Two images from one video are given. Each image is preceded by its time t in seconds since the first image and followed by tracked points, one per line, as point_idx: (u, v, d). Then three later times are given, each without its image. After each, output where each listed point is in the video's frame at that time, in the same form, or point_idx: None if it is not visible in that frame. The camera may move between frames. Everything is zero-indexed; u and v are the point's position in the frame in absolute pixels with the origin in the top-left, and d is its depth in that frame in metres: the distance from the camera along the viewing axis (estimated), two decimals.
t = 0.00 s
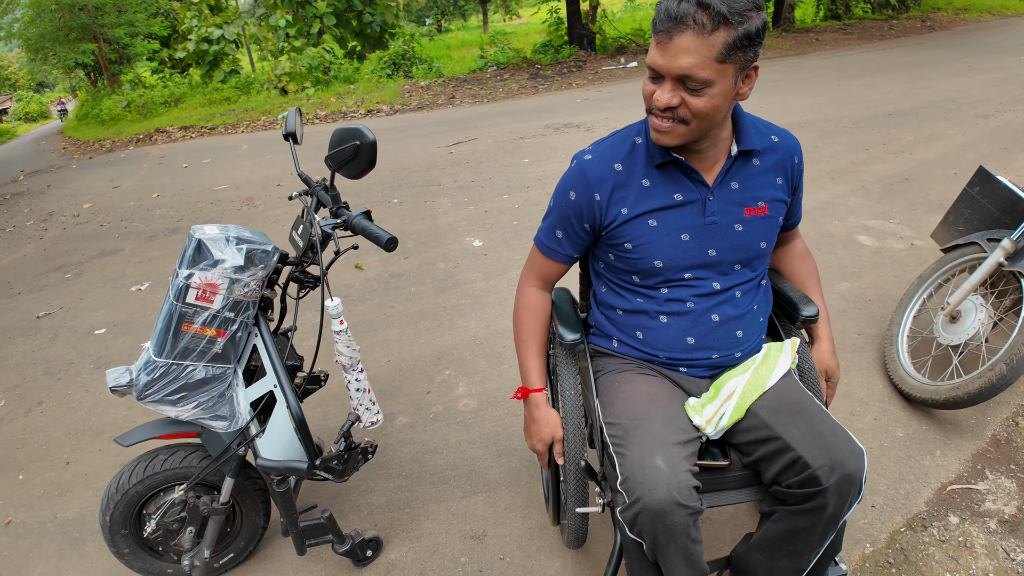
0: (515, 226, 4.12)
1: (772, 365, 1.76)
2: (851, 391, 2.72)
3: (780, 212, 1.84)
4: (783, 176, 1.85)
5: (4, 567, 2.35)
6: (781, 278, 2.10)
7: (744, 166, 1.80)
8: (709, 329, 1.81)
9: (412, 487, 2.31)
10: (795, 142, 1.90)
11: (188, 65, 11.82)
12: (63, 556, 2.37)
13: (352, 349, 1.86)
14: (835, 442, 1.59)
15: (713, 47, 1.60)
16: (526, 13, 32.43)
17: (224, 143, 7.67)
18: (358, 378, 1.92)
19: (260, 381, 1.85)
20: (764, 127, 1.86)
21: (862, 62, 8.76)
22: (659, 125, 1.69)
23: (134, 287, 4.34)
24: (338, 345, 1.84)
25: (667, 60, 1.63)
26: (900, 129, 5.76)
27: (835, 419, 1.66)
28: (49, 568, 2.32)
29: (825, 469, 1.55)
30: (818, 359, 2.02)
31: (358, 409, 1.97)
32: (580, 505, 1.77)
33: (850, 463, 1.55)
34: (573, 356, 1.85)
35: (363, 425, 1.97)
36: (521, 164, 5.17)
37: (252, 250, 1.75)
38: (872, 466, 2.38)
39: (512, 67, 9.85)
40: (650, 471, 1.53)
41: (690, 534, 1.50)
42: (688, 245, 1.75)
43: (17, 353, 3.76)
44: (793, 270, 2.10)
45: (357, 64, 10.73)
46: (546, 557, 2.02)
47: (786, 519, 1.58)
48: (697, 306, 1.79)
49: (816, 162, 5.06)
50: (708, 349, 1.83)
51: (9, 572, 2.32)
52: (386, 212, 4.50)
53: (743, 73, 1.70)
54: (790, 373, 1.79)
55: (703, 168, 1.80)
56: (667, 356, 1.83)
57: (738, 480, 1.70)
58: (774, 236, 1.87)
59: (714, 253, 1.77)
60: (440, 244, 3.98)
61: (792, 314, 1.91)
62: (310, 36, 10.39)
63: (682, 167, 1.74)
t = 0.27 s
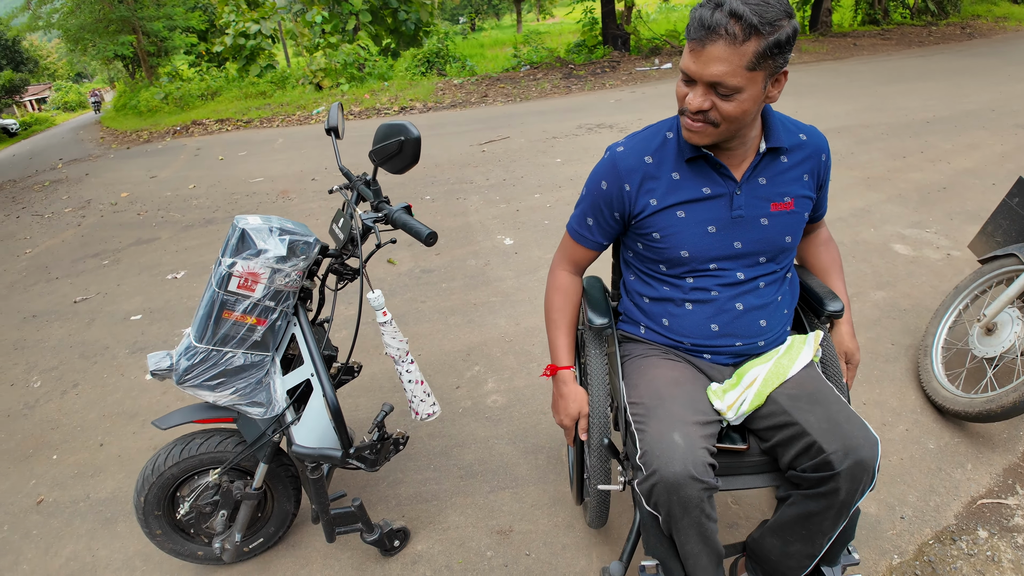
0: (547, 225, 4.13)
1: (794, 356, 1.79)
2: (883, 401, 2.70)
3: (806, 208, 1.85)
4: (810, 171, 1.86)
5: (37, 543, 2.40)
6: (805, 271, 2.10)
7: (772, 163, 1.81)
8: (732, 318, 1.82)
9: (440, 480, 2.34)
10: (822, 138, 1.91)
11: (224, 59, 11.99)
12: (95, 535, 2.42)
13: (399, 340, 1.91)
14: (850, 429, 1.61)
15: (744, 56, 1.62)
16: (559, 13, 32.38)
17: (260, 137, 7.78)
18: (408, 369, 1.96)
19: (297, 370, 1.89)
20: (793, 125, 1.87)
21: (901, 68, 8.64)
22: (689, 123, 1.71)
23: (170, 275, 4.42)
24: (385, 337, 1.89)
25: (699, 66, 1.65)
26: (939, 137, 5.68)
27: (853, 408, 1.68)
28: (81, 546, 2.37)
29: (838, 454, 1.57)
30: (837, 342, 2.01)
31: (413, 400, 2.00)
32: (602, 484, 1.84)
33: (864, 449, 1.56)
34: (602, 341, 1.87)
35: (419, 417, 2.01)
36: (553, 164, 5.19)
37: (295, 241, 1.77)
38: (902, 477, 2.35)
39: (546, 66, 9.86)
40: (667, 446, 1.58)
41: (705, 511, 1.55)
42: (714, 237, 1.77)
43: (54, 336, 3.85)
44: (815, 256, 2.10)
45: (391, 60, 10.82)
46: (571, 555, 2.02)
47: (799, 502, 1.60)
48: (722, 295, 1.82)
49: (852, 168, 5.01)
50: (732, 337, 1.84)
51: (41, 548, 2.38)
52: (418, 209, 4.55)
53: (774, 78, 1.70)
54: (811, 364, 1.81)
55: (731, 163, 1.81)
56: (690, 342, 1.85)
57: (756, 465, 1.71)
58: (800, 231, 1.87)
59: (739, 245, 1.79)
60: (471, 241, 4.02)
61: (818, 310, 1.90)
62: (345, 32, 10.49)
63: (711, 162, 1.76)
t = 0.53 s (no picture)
0: (580, 226, 4.13)
1: (818, 351, 1.77)
2: (916, 417, 2.65)
3: (838, 209, 1.84)
4: (844, 172, 1.84)
5: (68, 518, 2.46)
6: (833, 267, 2.08)
7: (805, 163, 1.80)
8: (759, 313, 1.83)
9: (466, 474, 2.36)
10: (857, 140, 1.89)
11: (266, 51, 12.17)
12: (124, 512, 2.47)
13: (429, 335, 1.92)
14: (867, 423, 1.60)
15: (781, 60, 1.62)
16: (600, 15, 32.26)
17: (299, 129, 7.88)
18: (435, 364, 1.97)
19: (332, 358, 1.92)
20: (828, 127, 1.85)
21: (947, 79, 8.47)
22: (724, 124, 1.72)
23: (207, 261, 4.50)
24: (415, 331, 1.90)
25: (736, 69, 1.65)
26: (984, 150, 5.55)
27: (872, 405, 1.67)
28: (110, 522, 2.42)
29: (853, 447, 1.56)
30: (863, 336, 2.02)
31: (436, 395, 2.01)
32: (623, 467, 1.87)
33: (879, 444, 1.56)
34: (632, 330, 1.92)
35: (441, 412, 2.02)
36: (588, 165, 5.19)
37: (336, 232, 1.80)
38: (933, 495, 2.29)
39: (584, 67, 9.85)
40: (684, 428, 1.61)
41: (718, 494, 1.57)
42: (746, 233, 1.78)
43: (94, 317, 3.95)
44: (845, 253, 2.07)
45: (431, 57, 10.88)
46: (594, 556, 2.02)
47: (813, 494, 1.60)
48: (750, 289, 1.83)
49: (893, 180, 4.94)
50: (759, 331, 1.85)
51: (72, 523, 2.43)
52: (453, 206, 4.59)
53: (810, 80, 1.70)
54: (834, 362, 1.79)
55: (764, 162, 1.80)
56: (717, 335, 1.87)
57: (775, 457, 1.71)
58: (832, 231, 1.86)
59: (769, 241, 1.79)
60: (504, 239, 4.04)
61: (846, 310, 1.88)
62: (386, 28, 10.59)
63: (745, 160, 1.77)
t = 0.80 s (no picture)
0: (602, 228, 4.13)
1: (830, 354, 1.77)
2: (936, 431, 2.62)
3: (859, 214, 1.83)
4: (865, 178, 1.83)
5: (86, 504, 2.50)
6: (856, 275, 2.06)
7: (826, 168, 1.80)
8: (773, 314, 1.84)
9: (481, 473, 2.37)
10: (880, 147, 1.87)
11: (293, 47, 12.27)
12: (142, 499, 2.51)
13: (434, 333, 1.94)
14: (870, 425, 1.61)
15: (811, 68, 1.62)
16: (626, 16, 32.11)
17: (324, 125, 7.94)
18: (434, 362, 1.99)
19: (353, 354, 1.94)
20: (850, 134, 1.85)
21: (977, 89, 8.36)
22: (750, 126, 1.73)
23: (231, 254, 4.55)
24: (421, 327, 1.93)
25: (766, 75, 1.66)
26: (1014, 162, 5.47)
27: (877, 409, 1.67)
28: (128, 509, 2.46)
29: (853, 447, 1.57)
30: (880, 344, 1.99)
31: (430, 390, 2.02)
32: (634, 457, 1.91)
33: (879, 445, 1.56)
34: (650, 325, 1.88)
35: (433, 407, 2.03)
36: (611, 167, 5.18)
37: (361, 229, 1.81)
38: (949, 510, 2.27)
39: (609, 69, 9.83)
40: (688, 418, 1.63)
41: (719, 483, 1.59)
42: (765, 235, 1.79)
43: (118, 305, 4.01)
44: (869, 261, 2.05)
45: (456, 56, 10.91)
46: (605, 560, 2.02)
47: (813, 492, 1.61)
48: (767, 289, 1.84)
49: (919, 190, 4.89)
50: (773, 331, 1.85)
51: (91, 509, 2.48)
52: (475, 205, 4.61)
53: (837, 88, 1.71)
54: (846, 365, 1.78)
55: (784, 165, 1.81)
56: (732, 333, 1.88)
57: (780, 455, 1.72)
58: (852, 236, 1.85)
59: (787, 244, 1.80)
60: (525, 240, 4.04)
61: (863, 315, 1.85)
62: (412, 26, 10.64)
63: (767, 163, 1.78)
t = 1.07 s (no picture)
0: (612, 231, 4.13)
1: (827, 355, 1.77)
2: (942, 443, 2.61)
3: (866, 220, 1.82)
4: (873, 186, 1.82)
5: (94, 492, 2.53)
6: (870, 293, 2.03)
7: (831, 172, 1.79)
8: (774, 315, 1.85)
9: (485, 472, 2.38)
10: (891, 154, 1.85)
11: (310, 43, 12.32)
12: (148, 489, 2.53)
13: (441, 331, 1.99)
14: (856, 424, 1.62)
15: (819, 68, 1.64)
16: (643, 18, 32.05)
17: (338, 121, 7.97)
18: (439, 359, 2.03)
19: (362, 350, 1.95)
20: (861, 139, 1.84)
21: (994, 99, 8.30)
22: (758, 126, 1.73)
23: (243, 248, 4.58)
24: (429, 324, 1.97)
25: (776, 73, 1.67)
26: None
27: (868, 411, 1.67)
28: (135, 498, 2.49)
29: (836, 445, 1.58)
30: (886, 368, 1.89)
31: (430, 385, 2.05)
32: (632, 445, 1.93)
33: (862, 445, 1.57)
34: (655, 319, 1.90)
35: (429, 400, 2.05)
36: (624, 170, 5.18)
37: (372, 227, 1.83)
38: (953, 523, 2.26)
39: (624, 71, 9.82)
40: (677, 405, 1.66)
41: (703, 470, 1.61)
42: (770, 236, 1.81)
43: (130, 295, 4.05)
44: (886, 281, 2.03)
45: (472, 55, 10.94)
46: (607, 563, 2.02)
47: (797, 487, 1.63)
48: (769, 290, 1.85)
49: (933, 200, 4.86)
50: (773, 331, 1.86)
51: (98, 497, 2.50)
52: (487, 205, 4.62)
53: (846, 92, 1.71)
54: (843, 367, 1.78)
55: (791, 168, 1.81)
56: (733, 331, 1.90)
57: (772, 451, 1.73)
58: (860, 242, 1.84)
59: (791, 246, 1.81)
60: (536, 240, 4.05)
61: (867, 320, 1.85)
62: (429, 24, 10.67)
63: (774, 166, 1.79)
